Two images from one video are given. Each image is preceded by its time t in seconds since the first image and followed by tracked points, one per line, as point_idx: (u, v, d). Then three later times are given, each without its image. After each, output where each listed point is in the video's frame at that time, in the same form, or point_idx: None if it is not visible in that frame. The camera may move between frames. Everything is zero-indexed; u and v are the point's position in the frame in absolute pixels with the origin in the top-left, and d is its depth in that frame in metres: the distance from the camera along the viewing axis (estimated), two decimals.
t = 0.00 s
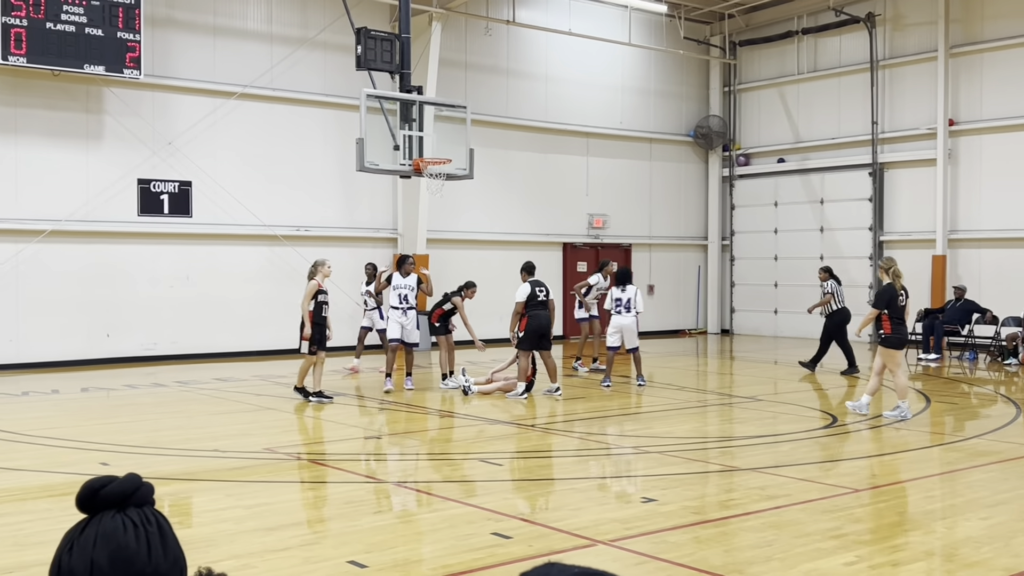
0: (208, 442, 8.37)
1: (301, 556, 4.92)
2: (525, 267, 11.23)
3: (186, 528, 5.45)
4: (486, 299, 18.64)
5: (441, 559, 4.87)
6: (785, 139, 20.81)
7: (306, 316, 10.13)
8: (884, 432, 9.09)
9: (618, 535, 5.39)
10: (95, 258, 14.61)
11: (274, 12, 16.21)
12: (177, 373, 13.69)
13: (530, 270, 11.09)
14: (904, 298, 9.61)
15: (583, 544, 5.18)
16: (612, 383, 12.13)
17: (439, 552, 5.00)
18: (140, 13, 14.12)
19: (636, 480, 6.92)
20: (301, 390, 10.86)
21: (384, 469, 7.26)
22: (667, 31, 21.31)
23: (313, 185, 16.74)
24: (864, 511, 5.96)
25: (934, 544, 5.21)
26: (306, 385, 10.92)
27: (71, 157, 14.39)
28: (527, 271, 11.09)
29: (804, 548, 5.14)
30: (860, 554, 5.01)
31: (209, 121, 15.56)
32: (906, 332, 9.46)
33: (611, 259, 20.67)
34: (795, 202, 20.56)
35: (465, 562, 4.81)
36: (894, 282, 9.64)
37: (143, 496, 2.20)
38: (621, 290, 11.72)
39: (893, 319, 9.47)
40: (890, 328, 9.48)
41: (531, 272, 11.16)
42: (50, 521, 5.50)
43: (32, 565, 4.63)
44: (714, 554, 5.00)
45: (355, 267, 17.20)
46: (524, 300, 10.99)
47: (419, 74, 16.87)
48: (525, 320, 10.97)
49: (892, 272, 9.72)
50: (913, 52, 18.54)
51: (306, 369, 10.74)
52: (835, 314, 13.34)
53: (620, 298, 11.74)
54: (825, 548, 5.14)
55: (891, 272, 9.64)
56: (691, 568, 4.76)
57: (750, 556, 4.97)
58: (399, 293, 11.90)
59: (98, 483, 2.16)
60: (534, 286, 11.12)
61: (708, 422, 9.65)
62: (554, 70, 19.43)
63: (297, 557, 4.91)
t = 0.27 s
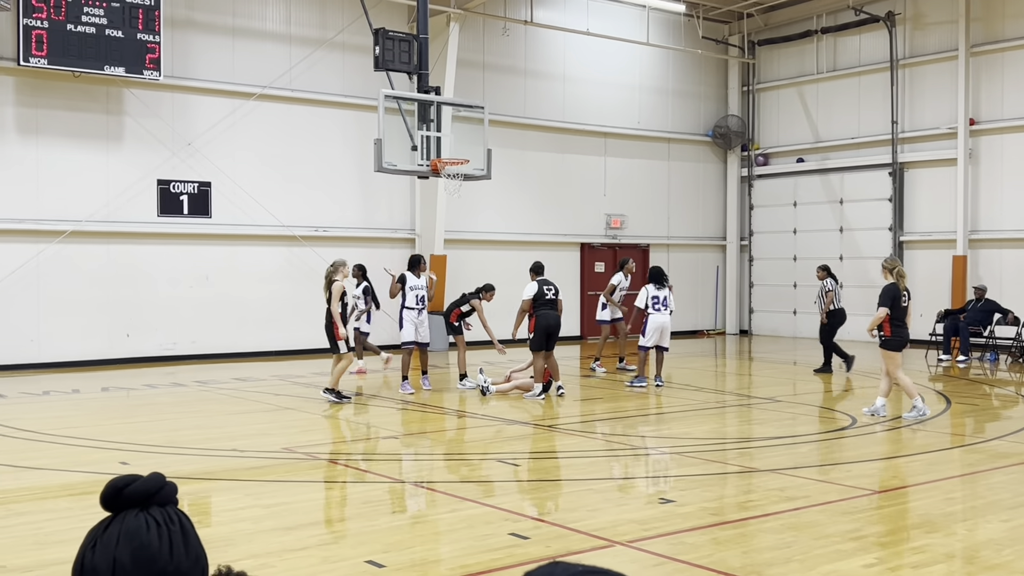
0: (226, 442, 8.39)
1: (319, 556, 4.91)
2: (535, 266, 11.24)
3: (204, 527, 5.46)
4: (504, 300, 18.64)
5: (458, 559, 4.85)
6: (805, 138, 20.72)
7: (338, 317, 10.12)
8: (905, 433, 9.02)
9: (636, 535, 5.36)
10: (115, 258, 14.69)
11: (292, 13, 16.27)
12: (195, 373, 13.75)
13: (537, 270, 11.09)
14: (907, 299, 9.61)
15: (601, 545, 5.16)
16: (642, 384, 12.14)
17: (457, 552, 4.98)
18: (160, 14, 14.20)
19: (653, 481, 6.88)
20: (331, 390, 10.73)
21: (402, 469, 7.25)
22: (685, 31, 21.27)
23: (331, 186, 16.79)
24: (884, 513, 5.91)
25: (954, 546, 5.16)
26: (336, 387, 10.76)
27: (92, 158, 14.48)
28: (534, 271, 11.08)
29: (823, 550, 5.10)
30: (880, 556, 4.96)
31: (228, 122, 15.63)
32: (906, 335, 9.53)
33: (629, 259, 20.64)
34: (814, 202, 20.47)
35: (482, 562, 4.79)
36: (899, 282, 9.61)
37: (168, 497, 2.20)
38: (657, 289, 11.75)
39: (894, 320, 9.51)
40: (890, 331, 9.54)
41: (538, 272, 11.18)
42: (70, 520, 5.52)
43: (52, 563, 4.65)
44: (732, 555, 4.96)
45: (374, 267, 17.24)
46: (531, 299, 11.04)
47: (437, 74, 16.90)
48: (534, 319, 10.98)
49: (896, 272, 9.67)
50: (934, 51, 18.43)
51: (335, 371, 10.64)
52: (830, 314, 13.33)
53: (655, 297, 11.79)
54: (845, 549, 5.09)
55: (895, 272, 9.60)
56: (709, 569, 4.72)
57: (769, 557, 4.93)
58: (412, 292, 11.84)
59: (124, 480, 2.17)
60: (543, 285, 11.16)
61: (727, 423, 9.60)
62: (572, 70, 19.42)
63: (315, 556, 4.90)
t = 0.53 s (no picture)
0: (241, 441, 8.41)
1: (333, 556, 4.91)
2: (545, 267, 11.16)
3: (220, 527, 5.47)
4: (519, 300, 18.65)
5: (473, 559, 4.84)
6: (821, 138, 20.64)
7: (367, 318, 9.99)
8: (922, 434, 8.96)
9: (650, 536, 5.33)
10: (132, 259, 14.77)
11: (308, 13, 16.32)
12: (211, 372, 13.78)
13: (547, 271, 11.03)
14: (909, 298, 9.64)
15: (615, 545, 5.14)
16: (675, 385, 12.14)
17: (471, 552, 4.97)
18: (176, 15, 14.24)
19: (668, 481, 6.86)
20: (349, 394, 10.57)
21: (416, 469, 7.25)
22: (700, 31, 21.23)
23: (347, 186, 16.82)
24: (900, 515, 5.87)
25: (971, 548, 5.12)
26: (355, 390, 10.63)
27: (108, 159, 14.55)
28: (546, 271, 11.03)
29: (839, 551, 5.07)
30: (896, 557, 4.93)
31: (244, 122, 15.68)
32: (909, 335, 9.60)
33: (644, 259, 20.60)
34: (830, 202, 20.39)
35: (496, 562, 4.77)
36: (902, 282, 9.59)
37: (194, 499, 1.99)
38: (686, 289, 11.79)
39: (896, 320, 9.56)
40: (893, 331, 9.60)
41: (546, 275, 11.15)
42: (86, 519, 5.54)
43: (68, 562, 4.66)
44: (747, 557, 4.93)
45: (389, 267, 17.27)
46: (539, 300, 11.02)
47: (452, 74, 16.92)
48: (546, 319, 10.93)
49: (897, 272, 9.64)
50: (951, 50, 18.35)
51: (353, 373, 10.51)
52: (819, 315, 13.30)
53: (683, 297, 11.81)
54: (861, 551, 5.06)
55: (897, 271, 9.60)
56: (724, 570, 4.70)
57: (785, 559, 4.90)
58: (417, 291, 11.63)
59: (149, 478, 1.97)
60: (550, 284, 11.13)
61: (742, 424, 9.57)
62: (587, 70, 19.40)
63: (330, 556, 4.90)
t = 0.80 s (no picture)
0: (252, 441, 8.43)
1: (344, 554, 4.92)
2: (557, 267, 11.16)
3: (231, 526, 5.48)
4: (529, 300, 18.66)
5: (483, 558, 4.84)
6: (832, 138, 20.60)
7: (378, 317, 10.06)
8: (933, 435, 8.94)
9: (661, 536, 5.33)
10: (144, 259, 14.82)
11: (319, 14, 16.36)
12: (222, 372, 13.82)
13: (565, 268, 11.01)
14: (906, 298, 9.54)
15: (625, 545, 5.14)
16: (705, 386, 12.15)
17: (482, 552, 4.98)
18: (187, 16, 14.30)
19: (678, 482, 6.86)
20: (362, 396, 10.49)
21: (427, 468, 7.26)
22: (711, 30, 21.22)
23: (357, 186, 16.85)
24: (911, 515, 5.86)
25: (983, 549, 5.10)
26: (366, 392, 10.56)
27: (120, 159, 14.61)
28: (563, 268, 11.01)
29: (850, 552, 5.06)
30: (907, 558, 4.91)
31: (254, 123, 15.73)
32: (905, 335, 9.48)
33: (654, 259, 20.60)
34: (841, 202, 20.35)
35: (507, 562, 4.78)
36: (897, 282, 9.54)
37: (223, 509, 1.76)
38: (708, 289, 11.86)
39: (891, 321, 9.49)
40: (888, 331, 9.54)
41: (559, 273, 11.12)
42: (99, 518, 5.57)
43: (81, 560, 4.68)
44: (758, 557, 4.93)
45: (399, 267, 17.30)
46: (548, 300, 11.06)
47: (463, 75, 16.95)
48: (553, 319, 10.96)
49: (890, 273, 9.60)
50: (962, 49, 18.30)
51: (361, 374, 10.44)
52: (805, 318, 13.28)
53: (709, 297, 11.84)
54: (872, 552, 5.05)
55: (892, 271, 9.54)
56: (735, 570, 4.69)
57: (795, 559, 4.90)
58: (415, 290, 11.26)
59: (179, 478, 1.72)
60: (558, 284, 11.12)
61: (753, 424, 9.56)
62: (597, 70, 19.40)
63: (341, 555, 4.91)
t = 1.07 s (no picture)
0: (258, 441, 8.44)
1: (350, 555, 4.92)
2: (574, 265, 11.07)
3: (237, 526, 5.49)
4: (535, 300, 18.66)
5: (489, 559, 4.84)
6: (838, 138, 20.57)
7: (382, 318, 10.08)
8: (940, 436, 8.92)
9: (666, 537, 5.32)
10: (151, 259, 14.85)
11: (325, 15, 16.38)
12: (228, 373, 13.83)
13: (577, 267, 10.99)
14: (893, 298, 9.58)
15: (631, 546, 5.13)
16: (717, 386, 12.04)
17: (488, 552, 4.98)
18: (193, 17, 14.32)
19: (683, 482, 6.85)
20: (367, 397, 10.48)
21: (433, 469, 7.27)
22: (717, 31, 21.20)
23: (362, 187, 16.86)
24: (918, 516, 5.85)
25: (990, 550, 5.08)
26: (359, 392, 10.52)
27: (127, 159, 14.64)
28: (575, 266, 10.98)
29: (857, 553, 5.04)
30: (913, 559, 4.90)
31: (260, 123, 15.75)
32: (893, 333, 9.50)
33: (660, 259, 20.59)
34: (848, 202, 20.31)
35: (513, 562, 4.78)
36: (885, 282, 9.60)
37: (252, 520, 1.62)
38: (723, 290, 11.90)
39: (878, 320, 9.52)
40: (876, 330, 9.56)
41: (574, 271, 11.07)
42: (105, 518, 5.58)
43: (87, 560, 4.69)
44: (764, 558, 4.92)
45: (405, 268, 17.32)
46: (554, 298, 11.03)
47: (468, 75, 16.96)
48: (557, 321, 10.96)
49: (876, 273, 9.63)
50: (969, 49, 18.26)
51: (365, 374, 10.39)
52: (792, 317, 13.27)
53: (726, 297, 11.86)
54: (878, 552, 5.04)
55: (878, 271, 9.61)
56: (740, 571, 4.69)
57: (801, 560, 4.89)
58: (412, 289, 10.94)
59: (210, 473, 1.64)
60: (569, 284, 11.08)
61: (759, 424, 9.55)
62: (603, 71, 19.39)
63: (346, 555, 4.91)
